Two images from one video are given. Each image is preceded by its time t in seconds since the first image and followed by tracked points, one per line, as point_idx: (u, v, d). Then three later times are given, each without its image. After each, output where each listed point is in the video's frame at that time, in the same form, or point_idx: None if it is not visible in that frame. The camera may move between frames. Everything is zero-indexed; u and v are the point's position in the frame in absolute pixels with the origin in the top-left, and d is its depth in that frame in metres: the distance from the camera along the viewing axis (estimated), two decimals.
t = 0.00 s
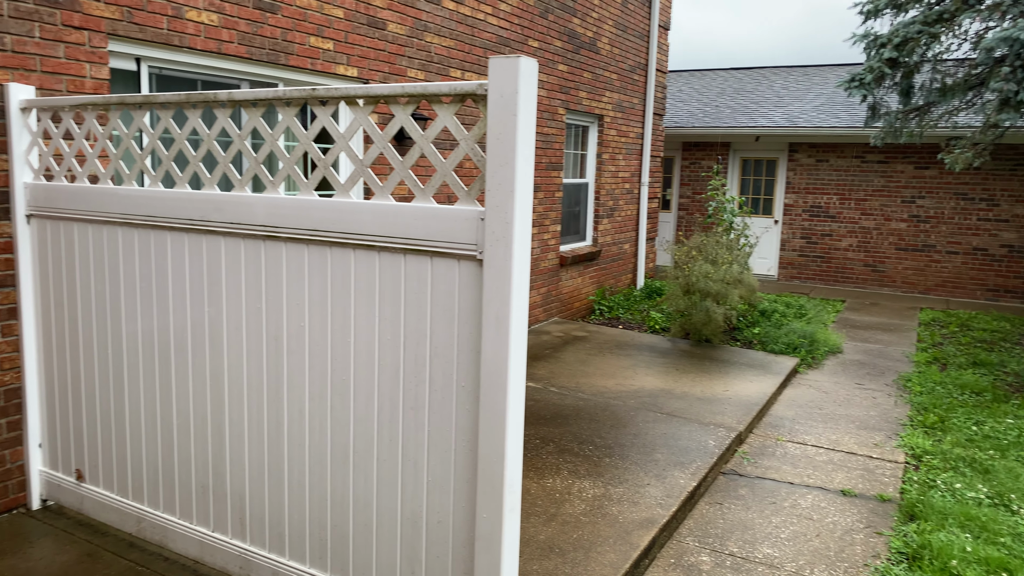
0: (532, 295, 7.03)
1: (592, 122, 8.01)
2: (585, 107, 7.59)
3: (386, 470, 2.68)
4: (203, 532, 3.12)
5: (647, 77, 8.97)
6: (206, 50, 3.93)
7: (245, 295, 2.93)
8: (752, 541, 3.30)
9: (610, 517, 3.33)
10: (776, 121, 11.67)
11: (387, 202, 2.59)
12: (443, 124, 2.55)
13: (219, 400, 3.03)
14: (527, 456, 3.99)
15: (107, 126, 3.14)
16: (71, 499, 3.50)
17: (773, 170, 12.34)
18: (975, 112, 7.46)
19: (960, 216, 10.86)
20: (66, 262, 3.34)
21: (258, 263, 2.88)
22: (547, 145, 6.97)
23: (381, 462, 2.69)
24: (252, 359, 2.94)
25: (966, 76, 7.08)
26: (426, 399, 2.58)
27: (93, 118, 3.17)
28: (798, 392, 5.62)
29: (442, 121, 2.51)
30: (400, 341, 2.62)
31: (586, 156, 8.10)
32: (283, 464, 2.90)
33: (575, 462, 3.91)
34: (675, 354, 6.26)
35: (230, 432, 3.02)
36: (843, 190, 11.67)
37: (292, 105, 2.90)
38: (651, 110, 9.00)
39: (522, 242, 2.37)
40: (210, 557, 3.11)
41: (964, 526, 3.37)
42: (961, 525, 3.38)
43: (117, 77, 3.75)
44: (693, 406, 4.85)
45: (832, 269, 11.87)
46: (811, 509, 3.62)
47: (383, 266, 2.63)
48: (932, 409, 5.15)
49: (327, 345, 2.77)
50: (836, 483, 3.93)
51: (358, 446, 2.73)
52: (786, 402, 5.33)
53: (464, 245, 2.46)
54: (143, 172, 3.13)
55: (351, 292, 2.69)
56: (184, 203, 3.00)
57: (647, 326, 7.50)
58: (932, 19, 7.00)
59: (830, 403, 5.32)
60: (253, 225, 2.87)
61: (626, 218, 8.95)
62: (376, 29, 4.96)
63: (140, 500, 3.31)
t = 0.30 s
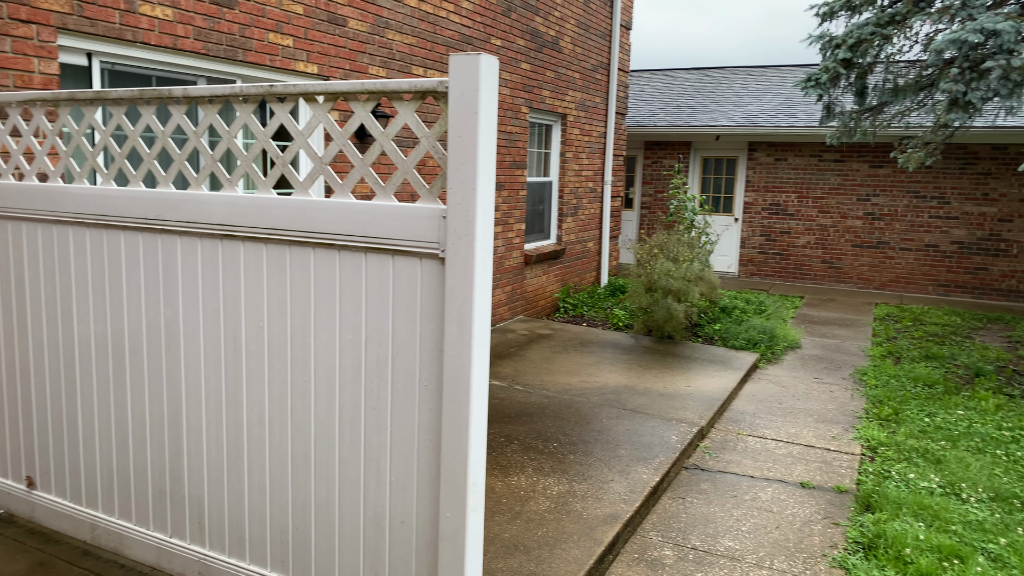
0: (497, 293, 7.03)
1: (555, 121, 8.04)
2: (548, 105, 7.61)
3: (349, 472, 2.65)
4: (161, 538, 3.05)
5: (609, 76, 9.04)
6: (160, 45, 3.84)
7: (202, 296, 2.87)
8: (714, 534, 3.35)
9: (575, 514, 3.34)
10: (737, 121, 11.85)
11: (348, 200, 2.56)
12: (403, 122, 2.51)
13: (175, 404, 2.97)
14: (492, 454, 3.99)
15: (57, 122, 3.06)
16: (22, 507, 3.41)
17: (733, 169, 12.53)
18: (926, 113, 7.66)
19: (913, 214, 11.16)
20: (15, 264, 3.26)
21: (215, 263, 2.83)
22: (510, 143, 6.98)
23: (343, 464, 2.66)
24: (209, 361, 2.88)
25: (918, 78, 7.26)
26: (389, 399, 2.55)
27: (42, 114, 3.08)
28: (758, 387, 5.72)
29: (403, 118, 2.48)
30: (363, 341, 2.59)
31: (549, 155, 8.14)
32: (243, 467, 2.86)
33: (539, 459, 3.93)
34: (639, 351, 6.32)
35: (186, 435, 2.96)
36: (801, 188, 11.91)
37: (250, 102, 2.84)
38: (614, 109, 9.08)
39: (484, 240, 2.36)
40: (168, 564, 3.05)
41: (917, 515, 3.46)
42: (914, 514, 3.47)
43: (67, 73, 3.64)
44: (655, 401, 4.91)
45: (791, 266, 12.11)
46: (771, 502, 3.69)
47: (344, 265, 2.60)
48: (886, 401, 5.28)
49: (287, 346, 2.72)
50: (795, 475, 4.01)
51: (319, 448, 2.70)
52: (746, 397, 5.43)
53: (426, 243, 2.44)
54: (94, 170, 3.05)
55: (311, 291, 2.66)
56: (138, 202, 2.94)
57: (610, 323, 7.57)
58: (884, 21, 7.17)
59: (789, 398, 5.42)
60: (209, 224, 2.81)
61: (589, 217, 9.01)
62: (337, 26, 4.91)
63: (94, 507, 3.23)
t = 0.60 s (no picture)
0: (464, 293, 7.01)
1: (521, 120, 8.05)
2: (513, 105, 7.62)
3: (313, 474, 2.61)
4: (119, 545, 2.99)
5: (575, 75, 9.09)
6: (116, 42, 3.74)
7: (160, 298, 2.81)
8: (680, 530, 3.38)
9: (542, 512, 3.35)
10: (701, 121, 12.00)
11: (309, 200, 2.52)
12: (365, 119, 2.46)
13: (133, 408, 2.91)
14: (459, 455, 3.97)
15: (7, 119, 2.97)
16: None
17: (697, 168, 12.69)
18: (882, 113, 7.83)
19: (871, 212, 11.42)
20: None
21: (173, 263, 2.77)
22: (477, 142, 6.97)
23: (307, 466, 2.62)
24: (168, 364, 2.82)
25: (874, 79, 7.40)
26: (353, 400, 2.52)
27: None
28: (722, 383, 5.81)
29: (365, 116, 2.42)
30: (325, 342, 2.54)
31: (515, 154, 8.15)
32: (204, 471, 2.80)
33: (507, 458, 3.92)
34: (605, 349, 6.36)
35: (144, 440, 2.90)
36: (763, 187, 12.10)
37: (208, 99, 2.77)
38: (579, 109, 9.13)
39: (449, 239, 2.33)
40: (127, 571, 2.98)
41: (876, 506, 3.54)
42: (873, 506, 3.55)
43: (17, 69, 3.52)
44: (621, 399, 4.94)
45: (755, 264, 12.30)
46: (735, 496, 3.74)
47: (306, 265, 2.55)
48: (846, 396, 5.40)
49: (249, 348, 2.67)
50: (758, 470, 4.07)
51: (282, 450, 2.65)
52: (711, 394, 5.50)
53: (390, 242, 2.40)
54: (46, 169, 2.96)
55: (272, 292, 2.61)
56: (93, 201, 2.87)
57: (577, 321, 7.60)
58: (842, 23, 7.31)
59: (753, 393, 5.51)
60: (166, 224, 2.75)
61: (556, 215, 9.04)
62: (299, 23, 4.86)
63: (49, 515, 3.15)
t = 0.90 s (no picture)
0: (434, 292, 6.99)
1: (489, 119, 8.04)
2: (482, 103, 7.61)
3: (279, 476, 2.56)
4: (79, 552, 2.92)
5: (543, 74, 9.11)
6: (73, 36, 3.65)
7: (120, 299, 2.75)
8: (649, 526, 3.41)
9: (512, 511, 3.35)
10: (668, 121, 12.11)
11: (274, 198, 2.47)
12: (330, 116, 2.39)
13: (93, 411, 2.85)
14: (429, 454, 3.95)
15: None
16: None
17: (665, 167, 12.81)
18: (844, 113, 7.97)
19: (835, 210, 11.64)
20: None
21: (134, 263, 2.71)
22: (445, 141, 6.94)
23: (273, 467, 2.58)
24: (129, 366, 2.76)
25: (835, 80, 7.52)
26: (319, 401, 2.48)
27: None
28: (690, 379, 5.87)
29: (330, 112, 2.37)
30: (291, 342, 2.50)
31: (485, 153, 8.14)
32: (167, 475, 2.75)
33: (477, 457, 3.92)
34: (575, 347, 6.38)
35: (104, 444, 2.84)
36: (730, 186, 12.26)
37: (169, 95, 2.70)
38: (548, 108, 9.15)
39: (417, 238, 2.30)
40: None
41: (840, 499, 3.60)
42: (837, 498, 3.61)
43: None
44: (591, 396, 4.97)
45: (722, 261, 12.46)
46: (703, 491, 3.78)
47: (270, 264, 2.51)
48: (811, 391, 5.50)
49: (212, 349, 2.62)
50: (725, 465, 4.12)
51: (248, 452, 2.61)
52: (679, 390, 5.55)
53: (356, 241, 2.37)
54: None
55: (236, 291, 2.56)
56: (49, 200, 2.82)
57: (547, 320, 7.63)
58: (805, 24, 7.42)
59: (720, 389, 5.58)
60: (126, 222, 2.70)
61: (526, 214, 9.05)
62: (263, 19, 4.79)
63: (7, 522, 3.08)
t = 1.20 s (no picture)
0: (407, 292, 6.95)
1: (461, 118, 8.02)
2: (453, 102, 7.58)
3: (248, 479, 2.52)
4: (41, 560, 2.86)
5: (514, 73, 9.11)
6: (32, 32, 3.55)
7: (83, 301, 2.69)
8: (622, 523, 3.43)
9: (485, 510, 3.34)
10: (639, 120, 12.20)
11: (241, 197, 2.42)
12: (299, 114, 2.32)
13: (55, 416, 2.79)
14: (402, 455, 3.92)
15: None
16: None
17: (636, 167, 12.90)
18: (810, 113, 8.12)
19: (802, 209, 11.82)
20: None
21: (97, 264, 2.65)
22: (417, 139, 6.91)
23: (242, 470, 2.53)
24: (92, 369, 2.70)
25: (801, 80, 7.68)
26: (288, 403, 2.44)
27: None
28: (661, 376, 5.92)
29: (298, 110, 2.31)
30: (259, 343, 2.46)
31: (456, 151, 8.12)
32: (132, 480, 2.69)
33: (450, 457, 3.90)
34: (548, 345, 6.39)
35: (67, 449, 2.78)
36: (699, 185, 12.38)
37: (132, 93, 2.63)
38: (519, 107, 9.16)
39: (387, 238, 2.27)
40: None
41: (809, 493, 3.66)
42: (806, 493, 3.66)
43: None
44: (563, 395, 4.98)
45: (692, 260, 12.58)
46: (675, 488, 3.81)
47: (237, 264, 2.46)
48: (780, 386, 5.58)
49: (178, 351, 2.57)
50: (697, 461, 4.16)
51: (215, 455, 2.56)
52: (650, 387, 5.59)
53: (326, 240, 2.33)
54: None
55: (203, 292, 2.51)
56: (9, 200, 2.76)
57: (520, 318, 7.64)
58: (772, 25, 7.52)
59: (691, 386, 5.64)
60: (89, 223, 2.64)
61: (498, 213, 9.04)
62: (230, 16, 4.72)
63: None
